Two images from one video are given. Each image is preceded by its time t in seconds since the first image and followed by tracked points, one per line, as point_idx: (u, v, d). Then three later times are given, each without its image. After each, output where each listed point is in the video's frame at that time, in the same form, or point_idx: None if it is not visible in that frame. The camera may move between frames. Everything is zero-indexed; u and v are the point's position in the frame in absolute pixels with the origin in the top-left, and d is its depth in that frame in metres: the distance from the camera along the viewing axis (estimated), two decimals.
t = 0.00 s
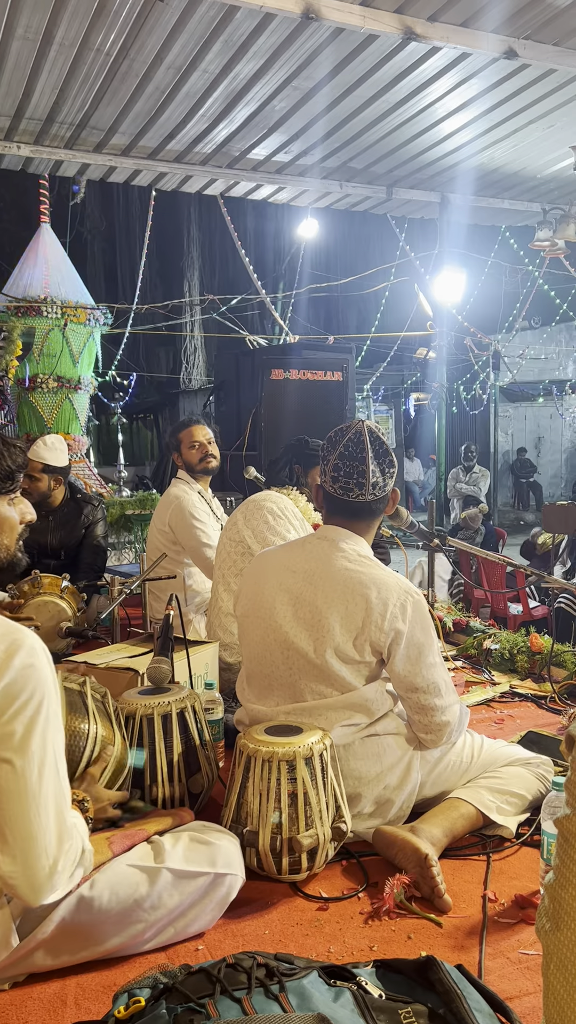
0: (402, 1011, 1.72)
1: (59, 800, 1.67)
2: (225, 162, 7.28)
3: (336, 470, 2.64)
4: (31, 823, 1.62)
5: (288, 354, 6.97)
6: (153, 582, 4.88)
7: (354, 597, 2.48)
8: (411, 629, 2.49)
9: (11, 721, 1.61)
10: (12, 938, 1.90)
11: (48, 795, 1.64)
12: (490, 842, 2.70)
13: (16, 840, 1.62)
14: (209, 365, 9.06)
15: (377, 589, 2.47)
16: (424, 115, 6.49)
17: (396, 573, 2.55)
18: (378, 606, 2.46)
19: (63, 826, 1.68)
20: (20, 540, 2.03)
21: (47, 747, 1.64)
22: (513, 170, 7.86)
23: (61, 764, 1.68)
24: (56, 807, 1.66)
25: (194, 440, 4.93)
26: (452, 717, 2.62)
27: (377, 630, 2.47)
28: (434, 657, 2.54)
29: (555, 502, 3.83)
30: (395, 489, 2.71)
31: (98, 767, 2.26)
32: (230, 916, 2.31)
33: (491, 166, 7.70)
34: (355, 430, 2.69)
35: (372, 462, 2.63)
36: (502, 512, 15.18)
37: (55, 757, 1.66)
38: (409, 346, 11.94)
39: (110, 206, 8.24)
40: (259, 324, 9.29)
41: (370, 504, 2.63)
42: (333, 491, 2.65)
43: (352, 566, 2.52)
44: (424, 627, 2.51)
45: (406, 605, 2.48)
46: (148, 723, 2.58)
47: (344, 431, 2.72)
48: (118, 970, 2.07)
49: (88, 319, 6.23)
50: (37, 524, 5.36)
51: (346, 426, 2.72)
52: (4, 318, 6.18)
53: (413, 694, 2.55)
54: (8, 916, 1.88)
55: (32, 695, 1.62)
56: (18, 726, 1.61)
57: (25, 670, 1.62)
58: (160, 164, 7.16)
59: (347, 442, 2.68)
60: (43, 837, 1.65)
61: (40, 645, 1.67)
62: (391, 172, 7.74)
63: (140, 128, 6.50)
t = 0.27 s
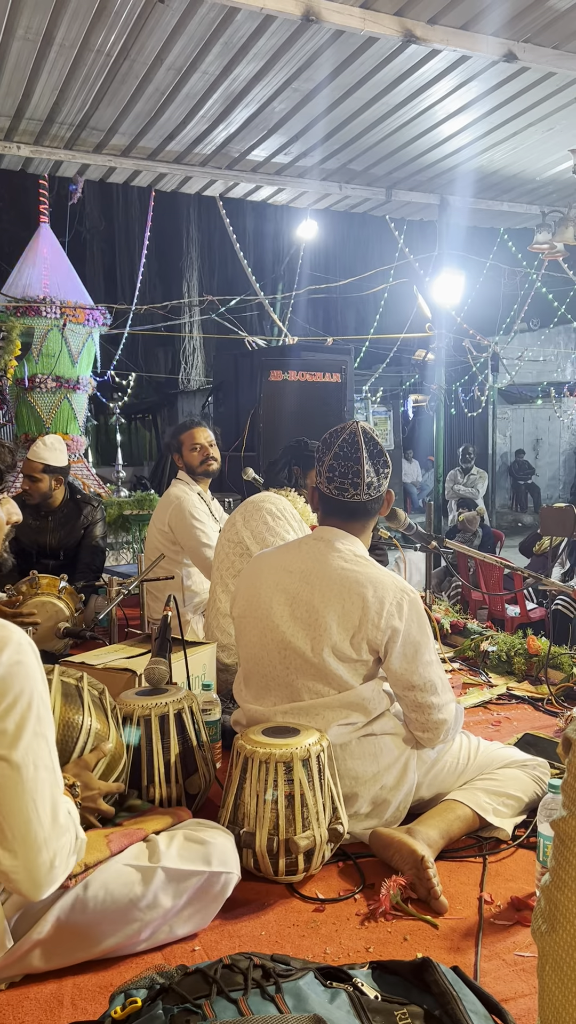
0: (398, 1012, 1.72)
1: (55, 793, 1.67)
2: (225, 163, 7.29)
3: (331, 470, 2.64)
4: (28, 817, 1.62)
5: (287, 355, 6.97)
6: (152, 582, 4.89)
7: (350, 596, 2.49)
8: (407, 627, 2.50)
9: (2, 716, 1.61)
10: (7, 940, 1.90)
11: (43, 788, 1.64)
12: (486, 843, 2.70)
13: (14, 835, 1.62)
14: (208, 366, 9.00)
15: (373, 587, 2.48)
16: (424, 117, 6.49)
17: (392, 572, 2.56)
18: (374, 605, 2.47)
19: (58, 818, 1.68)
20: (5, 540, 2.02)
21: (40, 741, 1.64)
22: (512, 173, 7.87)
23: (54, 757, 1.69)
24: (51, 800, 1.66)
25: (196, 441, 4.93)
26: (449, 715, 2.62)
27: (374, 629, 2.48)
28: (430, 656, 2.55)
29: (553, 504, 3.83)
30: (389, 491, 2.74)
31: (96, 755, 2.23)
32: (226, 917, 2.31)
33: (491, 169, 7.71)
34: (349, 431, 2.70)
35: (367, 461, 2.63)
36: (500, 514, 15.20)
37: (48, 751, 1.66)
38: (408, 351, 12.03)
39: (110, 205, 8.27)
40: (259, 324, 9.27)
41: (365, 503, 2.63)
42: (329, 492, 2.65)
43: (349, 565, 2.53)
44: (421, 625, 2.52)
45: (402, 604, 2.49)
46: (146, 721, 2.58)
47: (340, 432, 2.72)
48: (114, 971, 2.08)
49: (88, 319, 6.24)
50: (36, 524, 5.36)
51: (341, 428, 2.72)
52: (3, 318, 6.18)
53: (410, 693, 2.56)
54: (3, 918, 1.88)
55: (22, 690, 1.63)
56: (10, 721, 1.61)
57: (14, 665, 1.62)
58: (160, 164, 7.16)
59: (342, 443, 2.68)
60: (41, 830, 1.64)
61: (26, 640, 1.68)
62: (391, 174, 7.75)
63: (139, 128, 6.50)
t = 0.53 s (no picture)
0: (399, 1012, 1.73)
1: (48, 796, 1.66)
2: (226, 163, 7.29)
3: (332, 470, 2.65)
4: (18, 820, 1.62)
5: (287, 356, 6.98)
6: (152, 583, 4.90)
7: (352, 596, 2.49)
8: (408, 627, 2.51)
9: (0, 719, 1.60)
10: (10, 936, 1.89)
11: (36, 792, 1.64)
12: (486, 844, 2.71)
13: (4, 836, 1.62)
14: (208, 366, 9.12)
15: (374, 587, 2.49)
16: (425, 118, 6.50)
17: (393, 571, 2.57)
18: (376, 604, 2.48)
19: (50, 822, 1.67)
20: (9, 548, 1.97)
21: (36, 744, 1.64)
22: (513, 174, 7.87)
23: (50, 760, 1.68)
24: (44, 804, 1.65)
25: (197, 442, 4.93)
26: (449, 715, 2.62)
27: (375, 628, 2.48)
28: (431, 655, 2.56)
29: (553, 506, 3.84)
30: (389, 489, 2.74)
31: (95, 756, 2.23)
32: (227, 916, 2.32)
33: (491, 170, 7.72)
34: (349, 431, 2.70)
35: (367, 461, 2.63)
36: (499, 515, 15.21)
37: (44, 754, 1.65)
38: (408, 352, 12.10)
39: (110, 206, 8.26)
40: (258, 326, 9.30)
41: (366, 502, 2.64)
42: (329, 492, 2.65)
43: (350, 565, 2.53)
44: (422, 625, 2.53)
45: (403, 604, 2.50)
46: (147, 721, 2.58)
47: (340, 432, 2.72)
48: (115, 970, 2.08)
49: (88, 319, 6.23)
50: (37, 524, 5.36)
51: (341, 428, 2.73)
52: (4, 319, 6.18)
53: (410, 692, 2.56)
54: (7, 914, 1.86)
55: (19, 694, 1.61)
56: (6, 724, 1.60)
57: (15, 669, 1.61)
58: (161, 165, 7.16)
59: (342, 443, 2.68)
60: (29, 833, 1.64)
61: (31, 643, 1.66)
62: (392, 175, 7.76)
63: (141, 129, 6.50)
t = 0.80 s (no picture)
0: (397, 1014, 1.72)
1: (59, 799, 1.65)
2: (227, 163, 7.29)
3: (332, 470, 2.64)
4: (30, 822, 1.61)
5: (288, 356, 6.98)
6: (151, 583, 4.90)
7: (352, 597, 2.49)
8: (408, 628, 2.50)
9: (15, 721, 1.58)
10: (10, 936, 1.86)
11: (48, 795, 1.63)
12: (485, 845, 2.71)
13: (15, 839, 1.60)
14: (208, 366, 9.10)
15: (374, 589, 2.48)
16: (426, 119, 6.50)
17: (393, 572, 2.56)
18: (376, 606, 2.47)
19: (60, 825, 1.66)
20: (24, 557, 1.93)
21: (49, 747, 1.62)
22: (514, 176, 7.87)
23: (61, 763, 1.67)
24: (55, 807, 1.64)
25: (197, 442, 4.93)
26: (448, 717, 2.62)
27: (375, 630, 2.48)
28: (431, 657, 2.55)
29: (553, 508, 3.84)
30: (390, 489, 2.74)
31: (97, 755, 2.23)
32: (225, 917, 2.31)
33: (492, 172, 7.72)
34: (351, 432, 2.70)
35: (368, 461, 2.62)
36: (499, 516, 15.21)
37: (56, 757, 1.64)
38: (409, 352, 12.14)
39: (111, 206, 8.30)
40: (259, 328, 9.23)
41: (367, 503, 2.63)
42: (330, 492, 2.65)
43: (350, 566, 2.53)
44: (421, 626, 2.52)
45: (403, 605, 2.49)
46: (145, 722, 2.58)
47: (341, 432, 2.72)
48: (112, 970, 2.07)
49: (88, 319, 6.22)
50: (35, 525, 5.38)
51: (342, 428, 2.72)
52: (4, 318, 6.17)
53: (410, 694, 2.56)
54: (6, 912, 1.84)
55: (34, 695, 1.60)
56: (20, 727, 1.59)
57: (30, 670, 1.60)
58: (161, 165, 7.15)
59: (343, 443, 2.68)
60: (41, 836, 1.63)
61: (44, 646, 1.65)
62: (393, 176, 7.75)
63: (142, 129, 6.50)
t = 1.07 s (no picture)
0: (397, 1013, 1.72)
1: (84, 800, 1.64)
2: (228, 163, 7.29)
3: (336, 469, 2.64)
4: (58, 827, 1.61)
5: (289, 356, 6.98)
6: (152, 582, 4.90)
7: (354, 597, 2.49)
8: (410, 630, 2.50)
9: (29, 730, 1.57)
10: (10, 934, 1.87)
11: (72, 798, 1.62)
12: (485, 845, 2.71)
13: (46, 844, 1.61)
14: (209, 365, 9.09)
15: (376, 590, 2.48)
16: (428, 119, 6.50)
17: (396, 573, 2.56)
18: (378, 607, 2.47)
19: (91, 824, 1.65)
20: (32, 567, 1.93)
21: (66, 751, 1.61)
22: (515, 176, 7.87)
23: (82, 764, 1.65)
24: (82, 808, 1.63)
25: (200, 442, 4.93)
26: (450, 719, 2.62)
27: (376, 631, 2.48)
28: (433, 658, 2.55)
29: (554, 508, 3.84)
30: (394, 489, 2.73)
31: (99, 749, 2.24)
32: (225, 916, 2.31)
33: (494, 172, 7.72)
34: (355, 431, 2.70)
35: (371, 461, 2.63)
36: (499, 517, 15.21)
37: (76, 760, 1.63)
38: (409, 352, 12.15)
39: (112, 203, 8.31)
40: (260, 327, 9.25)
41: (371, 503, 2.63)
42: (334, 491, 2.65)
43: (352, 567, 2.53)
44: (424, 628, 2.52)
45: (405, 607, 2.49)
46: (147, 720, 2.58)
47: (345, 432, 2.73)
48: (112, 968, 2.07)
49: (89, 319, 6.24)
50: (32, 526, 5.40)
51: (346, 427, 2.73)
52: (5, 317, 6.18)
53: (411, 695, 2.56)
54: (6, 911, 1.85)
55: (45, 703, 1.58)
56: (37, 734, 1.58)
57: (37, 678, 1.58)
58: (163, 164, 7.15)
59: (347, 443, 2.68)
60: (72, 838, 1.62)
61: (49, 650, 1.62)
62: (395, 176, 7.75)
63: (143, 128, 6.50)
